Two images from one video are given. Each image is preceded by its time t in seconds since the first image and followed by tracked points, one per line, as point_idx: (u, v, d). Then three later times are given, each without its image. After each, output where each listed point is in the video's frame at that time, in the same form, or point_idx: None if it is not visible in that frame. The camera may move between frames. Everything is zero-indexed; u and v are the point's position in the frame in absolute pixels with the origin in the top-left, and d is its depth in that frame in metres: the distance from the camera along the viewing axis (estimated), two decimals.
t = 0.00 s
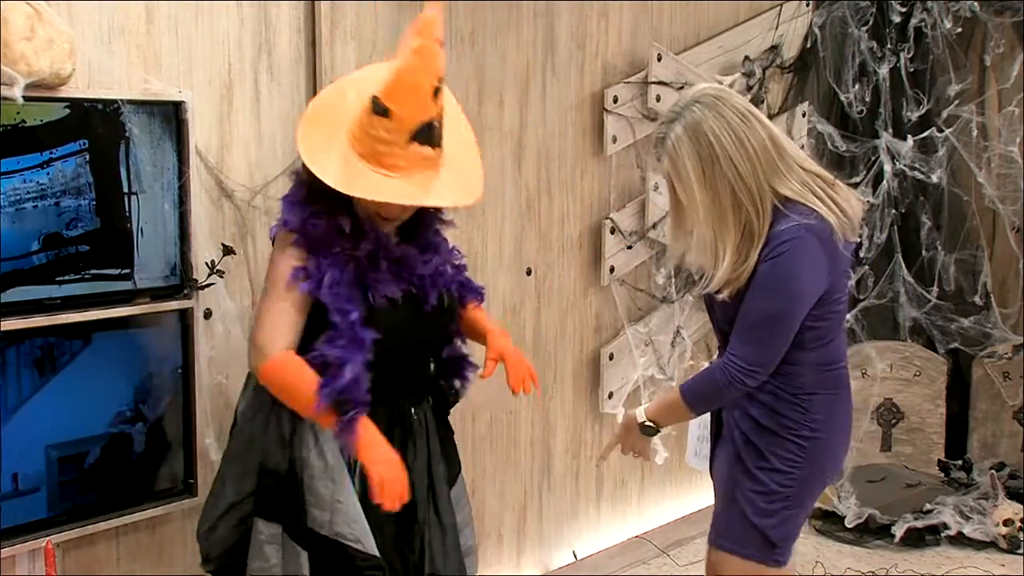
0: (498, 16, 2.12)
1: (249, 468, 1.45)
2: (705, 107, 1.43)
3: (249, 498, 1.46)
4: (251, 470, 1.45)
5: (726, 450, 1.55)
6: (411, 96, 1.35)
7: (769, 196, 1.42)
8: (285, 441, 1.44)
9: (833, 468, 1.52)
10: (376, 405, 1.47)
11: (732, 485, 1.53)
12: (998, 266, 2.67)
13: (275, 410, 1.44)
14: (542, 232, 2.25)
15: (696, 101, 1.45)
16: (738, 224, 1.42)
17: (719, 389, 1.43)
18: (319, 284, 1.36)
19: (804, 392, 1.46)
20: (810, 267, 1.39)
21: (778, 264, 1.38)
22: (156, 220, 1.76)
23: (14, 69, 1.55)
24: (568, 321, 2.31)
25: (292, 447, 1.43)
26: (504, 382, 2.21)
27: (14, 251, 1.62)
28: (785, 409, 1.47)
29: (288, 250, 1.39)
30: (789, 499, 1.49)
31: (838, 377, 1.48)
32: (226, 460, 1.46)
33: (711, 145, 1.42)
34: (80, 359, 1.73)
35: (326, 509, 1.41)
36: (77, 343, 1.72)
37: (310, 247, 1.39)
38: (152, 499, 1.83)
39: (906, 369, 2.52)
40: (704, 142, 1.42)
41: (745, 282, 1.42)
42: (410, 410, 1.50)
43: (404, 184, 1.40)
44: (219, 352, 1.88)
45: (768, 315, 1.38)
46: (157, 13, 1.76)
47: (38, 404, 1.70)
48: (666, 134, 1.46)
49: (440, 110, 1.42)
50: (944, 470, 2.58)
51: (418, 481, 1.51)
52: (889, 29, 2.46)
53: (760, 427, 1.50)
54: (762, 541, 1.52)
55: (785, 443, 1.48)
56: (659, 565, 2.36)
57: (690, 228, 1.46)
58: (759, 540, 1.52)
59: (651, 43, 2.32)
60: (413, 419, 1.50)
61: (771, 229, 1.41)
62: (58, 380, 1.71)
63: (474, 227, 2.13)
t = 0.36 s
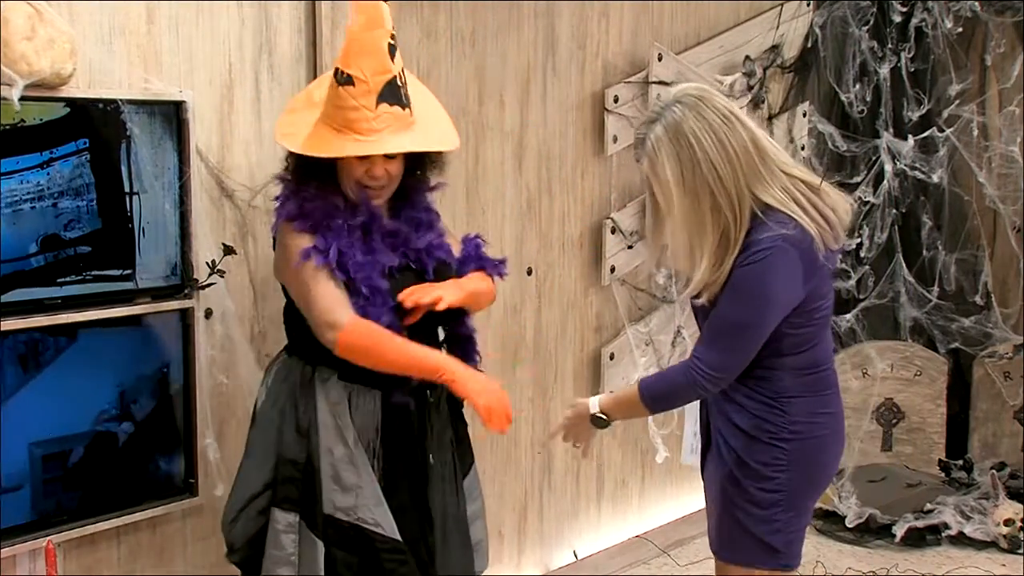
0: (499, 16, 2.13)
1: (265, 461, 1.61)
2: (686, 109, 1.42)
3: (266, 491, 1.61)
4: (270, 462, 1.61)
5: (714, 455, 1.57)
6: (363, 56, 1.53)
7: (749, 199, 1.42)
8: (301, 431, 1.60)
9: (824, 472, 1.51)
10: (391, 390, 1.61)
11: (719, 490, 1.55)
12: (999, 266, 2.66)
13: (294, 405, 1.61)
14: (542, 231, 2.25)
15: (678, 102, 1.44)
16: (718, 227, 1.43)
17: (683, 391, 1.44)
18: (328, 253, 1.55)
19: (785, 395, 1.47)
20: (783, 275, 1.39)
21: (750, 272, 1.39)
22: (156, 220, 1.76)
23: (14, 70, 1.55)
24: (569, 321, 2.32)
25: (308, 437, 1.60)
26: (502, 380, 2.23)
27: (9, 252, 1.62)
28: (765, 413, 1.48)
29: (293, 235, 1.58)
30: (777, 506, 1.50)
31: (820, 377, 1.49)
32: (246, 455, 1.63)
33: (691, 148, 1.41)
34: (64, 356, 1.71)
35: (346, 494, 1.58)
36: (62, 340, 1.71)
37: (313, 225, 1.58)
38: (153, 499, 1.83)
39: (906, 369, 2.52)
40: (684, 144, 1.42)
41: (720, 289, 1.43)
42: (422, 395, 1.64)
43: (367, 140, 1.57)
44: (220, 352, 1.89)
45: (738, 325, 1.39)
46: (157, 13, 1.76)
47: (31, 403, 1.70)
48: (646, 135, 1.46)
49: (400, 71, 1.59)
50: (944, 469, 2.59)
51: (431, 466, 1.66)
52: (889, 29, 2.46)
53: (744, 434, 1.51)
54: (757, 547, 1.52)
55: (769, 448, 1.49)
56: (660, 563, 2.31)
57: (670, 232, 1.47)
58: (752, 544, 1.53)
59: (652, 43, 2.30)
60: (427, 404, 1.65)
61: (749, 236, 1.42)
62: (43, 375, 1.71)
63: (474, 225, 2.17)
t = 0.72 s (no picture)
0: (499, 15, 2.13)
1: (268, 457, 1.62)
2: (700, 86, 1.44)
3: (269, 487, 1.61)
4: (274, 456, 1.62)
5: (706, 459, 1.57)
6: (345, 43, 1.58)
7: (749, 187, 1.43)
8: (303, 425, 1.61)
9: (818, 478, 1.51)
10: (396, 382, 1.61)
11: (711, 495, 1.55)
12: (999, 266, 2.66)
13: (299, 399, 1.62)
14: (543, 231, 2.25)
15: (692, 79, 1.46)
16: (714, 208, 1.42)
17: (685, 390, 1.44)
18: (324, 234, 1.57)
19: (776, 398, 1.47)
20: (786, 271, 1.39)
21: (752, 266, 1.39)
22: (156, 220, 1.76)
23: (14, 70, 1.54)
24: (569, 321, 2.32)
25: (310, 431, 1.60)
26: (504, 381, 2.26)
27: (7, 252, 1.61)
28: (756, 417, 1.48)
29: (291, 223, 1.59)
30: (769, 511, 1.50)
31: (811, 380, 1.48)
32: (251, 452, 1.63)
33: (698, 124, 1.43)
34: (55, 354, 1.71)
35: (348, 486, 1.58)
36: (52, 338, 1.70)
37: (311, 212, 1.59)
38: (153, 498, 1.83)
39: (906, 368, 2.52)
40: (692, 119, 1.43)
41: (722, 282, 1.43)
42: (427, 385, 1.63)
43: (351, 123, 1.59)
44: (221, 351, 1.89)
45: (743, 322, 1.39)
46: (157, 13, 1.76)
47: (25, 402, 1.69)
48: (655, 105, 1.46)
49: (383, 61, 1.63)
50: (944, 469, 2.57)
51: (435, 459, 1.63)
52: (889, 29, 2.46)
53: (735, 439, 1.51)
54: (748, 553, 1.52)
55: (761, 454, 1.48)
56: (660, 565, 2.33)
57: (661, 211, 1.45)
58: (744, 550, 1.53)
59: (652, 43, 2.30)
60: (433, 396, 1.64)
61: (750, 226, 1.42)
62: (30, 370, 1.69)
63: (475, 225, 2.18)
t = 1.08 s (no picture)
0: (499, 15, 2.12)
1: (270, 456, 1.61)
2: (730, 63, 1.45)
3: (272, 485, 1.61)
4: (275, 456, 1.61)
5: (696, 455, 1.56)
6: (354, 40, 1.60)
7: (761, 165, 1.44)
8: (304, 424, 1.59)
9: (813, 474, 1.51)
10: (394, 379, 1.59)
11: (703, 491, 1.55)
12: (999, 266, 2.65)
13: (299, 400, 1.60)
14: (543, 231, 2.25)
15: (729, 55, 1.47)
16: (720, 182, 1.46)
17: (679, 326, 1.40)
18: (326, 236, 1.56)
19: (769, 394, 1.47)
20: (795, 245, 1.40)
21: (765, 234, 1.39)
22: (156, 220, 1.76)
23: (13, 69, 1.55)
24: (569, 321, 2.32)
25: (310, 430, 1.59)
26: (503, 381, 2.24)
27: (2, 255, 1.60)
28: (749, 412, 1.48)
29: (292, 223, 1.58)
30: (762, 505, 1.50)
31: (804, 377, 1.48)
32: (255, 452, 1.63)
33: (716, 98, 1.45)
34: (60, 354, 1.70)
35: (349, 482, 1.56)
36: (57, 338, 1.69)
37: (311, 212, 1.58)
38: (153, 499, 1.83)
39: (906, 369, 2.55)
40: (710, 92, 1.46)
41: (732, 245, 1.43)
42: (429, 380, 1.61)
43: (360, 118, 1.60)
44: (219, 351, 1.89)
45: (751, 287, 1.38)
46: (157, 13, 1.75)
47: (27, 402, 1.67)
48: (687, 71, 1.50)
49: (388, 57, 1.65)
50: (944, 470, 2.58)
51: (437, 454, 1.61)
52: (889, 29, 2.47)
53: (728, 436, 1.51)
54: (742, 547, 1.53)
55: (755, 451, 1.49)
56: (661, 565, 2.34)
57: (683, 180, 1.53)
58: (738, 544, 1.53)
59: (652, 42, 2.33)
60: (435, 393, 1.62)
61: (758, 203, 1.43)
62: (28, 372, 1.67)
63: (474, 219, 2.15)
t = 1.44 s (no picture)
0: (499, 14, 2.12)
1: (269, 455, 1.61)
2: (751, 58, 1.46)
3: (270, 483, 1.61)
4: (273, 454, 1.61)
5: (686, 443, 1.53)
6: (343, 39, 1.62)
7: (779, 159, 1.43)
8: (300, 420, 1.60)
9: (800, 462, 1.51)
10: (392, 378, 1.58)
11: (695, 478, 1.51)
12: (999, 266, 2.63)
13: (297, 395, 1.60)
14: (543, 232, 2.25)
15: (744, 50, 1.48)
16: (745, 172, 1.43)
17: (700, 263, 1.33)
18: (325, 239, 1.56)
19: (767, 377, 1.45)
20: (800, 216, 1.39)
21: (776, 199, 1.38)
22: (156, 220, 1.76)
23: (13, 69, 1.54)
24: (569, 321, 2.32)
25: (306, 427, 1.59)
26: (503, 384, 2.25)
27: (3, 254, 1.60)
28: (747, 394, 1.46)
29: (291, 226, 1.59)
30: (760, 488, 1.47)
31: (796, 366, 1.49)
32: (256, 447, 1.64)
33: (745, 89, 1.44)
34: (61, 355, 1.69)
35: (342, 479, 1.56)
36: (58, 338, 1.69)
37: (306, 213, 1.58)
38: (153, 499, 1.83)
39: (907, 369, 2.55)
40: (739, 84, 1.44)
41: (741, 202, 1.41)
42: (428, 382, 1.60)
43: (344, 112, 1.60)
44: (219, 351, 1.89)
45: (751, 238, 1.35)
46: (157, 13, 1.75)
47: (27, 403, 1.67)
48: (705, 63, 1.48)
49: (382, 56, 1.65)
50: (944, 470, 2.58)
51: (434, 455, 1.61)
52: (889, 29, 2.47)
53: (724, 419, 1.48)
54: (738, 533, 1.49)
55: (751, 434, 1.47)
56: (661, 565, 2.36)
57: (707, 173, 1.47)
58: (735, 533, 1.49)
59: (652, 42, 2.31)
60: (433, 393, 1.61)
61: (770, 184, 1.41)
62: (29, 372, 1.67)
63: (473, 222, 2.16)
